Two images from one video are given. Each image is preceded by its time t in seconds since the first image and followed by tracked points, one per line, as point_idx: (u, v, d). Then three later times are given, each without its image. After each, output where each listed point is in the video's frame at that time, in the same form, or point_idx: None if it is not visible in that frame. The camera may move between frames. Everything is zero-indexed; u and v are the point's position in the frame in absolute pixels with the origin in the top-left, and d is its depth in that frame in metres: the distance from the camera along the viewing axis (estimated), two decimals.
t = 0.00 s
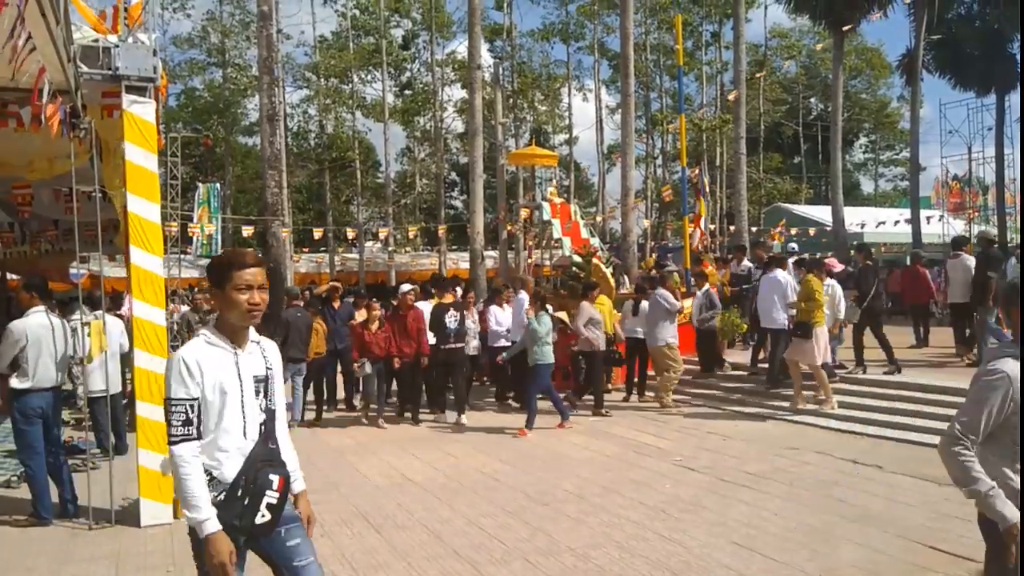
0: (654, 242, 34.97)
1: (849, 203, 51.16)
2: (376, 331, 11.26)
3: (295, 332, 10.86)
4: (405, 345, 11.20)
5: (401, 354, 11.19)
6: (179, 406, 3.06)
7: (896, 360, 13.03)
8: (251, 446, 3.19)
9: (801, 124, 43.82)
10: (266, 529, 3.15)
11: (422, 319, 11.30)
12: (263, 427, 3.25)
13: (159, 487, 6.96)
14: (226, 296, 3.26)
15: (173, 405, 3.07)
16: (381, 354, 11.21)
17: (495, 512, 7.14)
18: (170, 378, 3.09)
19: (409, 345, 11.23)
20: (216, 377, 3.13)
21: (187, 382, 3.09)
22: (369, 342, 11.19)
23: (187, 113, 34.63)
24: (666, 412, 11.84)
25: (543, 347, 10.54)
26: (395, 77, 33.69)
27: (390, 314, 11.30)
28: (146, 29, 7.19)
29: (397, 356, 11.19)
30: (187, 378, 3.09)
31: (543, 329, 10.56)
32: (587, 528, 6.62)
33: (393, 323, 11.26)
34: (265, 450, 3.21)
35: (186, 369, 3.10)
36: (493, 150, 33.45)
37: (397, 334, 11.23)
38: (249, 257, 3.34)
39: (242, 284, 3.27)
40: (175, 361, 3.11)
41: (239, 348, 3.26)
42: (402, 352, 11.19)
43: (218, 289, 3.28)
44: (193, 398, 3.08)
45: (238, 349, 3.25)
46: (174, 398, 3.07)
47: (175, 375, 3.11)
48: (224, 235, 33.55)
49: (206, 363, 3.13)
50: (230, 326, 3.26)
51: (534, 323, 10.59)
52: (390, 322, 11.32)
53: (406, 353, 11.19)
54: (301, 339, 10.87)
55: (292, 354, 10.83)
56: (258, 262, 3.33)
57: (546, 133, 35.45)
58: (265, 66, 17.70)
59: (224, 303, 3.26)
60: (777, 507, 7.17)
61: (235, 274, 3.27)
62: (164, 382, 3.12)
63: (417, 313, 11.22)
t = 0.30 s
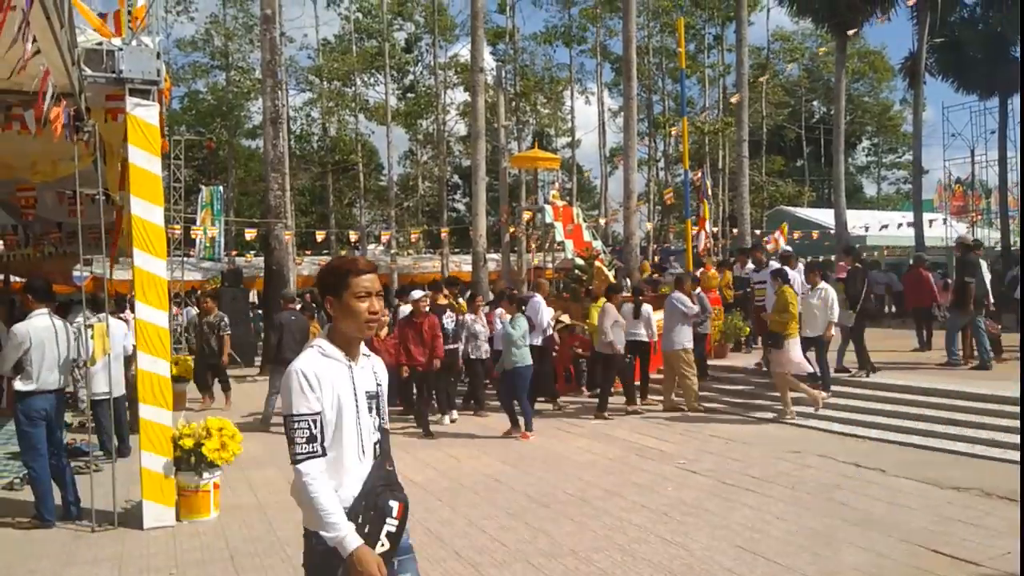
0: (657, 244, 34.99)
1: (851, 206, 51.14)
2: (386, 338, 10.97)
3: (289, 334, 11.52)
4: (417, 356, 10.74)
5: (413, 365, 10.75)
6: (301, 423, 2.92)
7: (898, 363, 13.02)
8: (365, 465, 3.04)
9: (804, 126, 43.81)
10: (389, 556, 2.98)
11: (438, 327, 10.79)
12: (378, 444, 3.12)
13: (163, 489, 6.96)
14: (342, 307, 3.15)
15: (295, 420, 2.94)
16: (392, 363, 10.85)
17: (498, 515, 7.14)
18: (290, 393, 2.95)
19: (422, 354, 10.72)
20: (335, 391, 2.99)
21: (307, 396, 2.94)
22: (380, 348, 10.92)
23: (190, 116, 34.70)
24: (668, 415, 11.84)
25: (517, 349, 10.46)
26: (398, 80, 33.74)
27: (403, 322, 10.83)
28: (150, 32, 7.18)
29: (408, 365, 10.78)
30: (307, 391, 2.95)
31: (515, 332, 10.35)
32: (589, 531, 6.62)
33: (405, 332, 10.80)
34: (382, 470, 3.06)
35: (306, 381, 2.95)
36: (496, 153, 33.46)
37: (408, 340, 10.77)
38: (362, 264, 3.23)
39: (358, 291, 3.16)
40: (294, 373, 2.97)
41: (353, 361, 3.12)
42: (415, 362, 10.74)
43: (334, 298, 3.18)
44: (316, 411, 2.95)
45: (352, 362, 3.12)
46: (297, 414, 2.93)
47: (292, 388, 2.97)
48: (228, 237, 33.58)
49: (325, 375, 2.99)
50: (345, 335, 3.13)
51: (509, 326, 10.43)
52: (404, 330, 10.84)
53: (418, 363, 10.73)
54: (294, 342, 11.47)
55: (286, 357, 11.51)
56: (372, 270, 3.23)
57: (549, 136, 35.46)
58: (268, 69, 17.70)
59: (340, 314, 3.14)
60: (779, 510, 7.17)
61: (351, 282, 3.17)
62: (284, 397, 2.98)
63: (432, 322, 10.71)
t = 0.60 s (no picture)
0: (657, 248, 35.28)
1: (850, 209, 51.39)
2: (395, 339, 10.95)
3: (283, 338, 11.76)
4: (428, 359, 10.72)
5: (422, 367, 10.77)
6: (405, 427, 2.82)
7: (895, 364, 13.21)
8: (481, 469, 2.95)
9: (803, 130, 44.09)
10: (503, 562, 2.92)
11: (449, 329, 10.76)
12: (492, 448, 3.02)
13: (171, 492, 7.18)
14: (466, 303, 3.04)
15: (401, 423, 2.84)
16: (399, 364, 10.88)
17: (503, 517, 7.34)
18: (403, 394, 2.85)
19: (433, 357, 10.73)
20: (448, 394, 2.89)
21: (418, 399, 2.84)
22: (390, 351, 10.84)
23: (194, 123, 35.02)
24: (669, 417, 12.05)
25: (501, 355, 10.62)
26: (400, 87, 34.05)
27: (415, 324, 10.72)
28: (155, 41, 7.41)
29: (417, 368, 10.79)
30: (420, 394, 2.85)
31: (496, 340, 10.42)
32: (592, 532, 6.83)
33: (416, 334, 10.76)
34: (496, 475, 2.98)
35: (420, 384, 2.85)
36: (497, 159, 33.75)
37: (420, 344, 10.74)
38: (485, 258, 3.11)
39: (482, 288, 3.05)
40: (408, 373, 2.86)
41: (469, 362, 3.01)
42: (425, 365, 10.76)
43: (456, 293, 3.06)
44: (424, 416, 2.85)
45: (468, 362, 3.01)
46: (407, 417, 2.83)
47: (403, 390, 2.86)
48: (233, 243, 33.83)
49: (439, 377, 2.89)
50: (462, 333, 3.03)
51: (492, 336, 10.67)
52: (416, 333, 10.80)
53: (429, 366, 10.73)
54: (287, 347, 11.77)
55: (280, 361, 11.78)
56: (494, 265, 3.11)
57: (550, 142, 35.73)
58: (273, 77, 17.90)
59: (461, 310, 3.04)
60: (779, 511, 7.36)
61: (475, 277, 3.05)
62: (394, 396, 2.88)
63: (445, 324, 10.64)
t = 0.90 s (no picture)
0: (658, 249, 35.15)
1: (851, 210, 51.27)
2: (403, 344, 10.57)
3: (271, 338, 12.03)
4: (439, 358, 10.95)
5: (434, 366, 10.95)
6: (534, 438, 2.55)
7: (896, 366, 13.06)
8: (613, 483, 2.68)
9: (804, 130, 43.95)
10: None
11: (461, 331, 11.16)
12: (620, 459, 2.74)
13: (168, 494, 7.06)
14: (584, 300, 2.81)
15: (530, 434, 2.57)
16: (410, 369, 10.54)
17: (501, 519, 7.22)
18: (532, 401, 2.57)
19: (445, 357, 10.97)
20: (577, 401, 2.61)
21: (548, 408, 2.57)
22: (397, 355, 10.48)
23: (193, 123, 34.91)
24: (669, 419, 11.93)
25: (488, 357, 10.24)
26: (400, 87, 33.99)
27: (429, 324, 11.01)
28: (155, 40, 7.26)
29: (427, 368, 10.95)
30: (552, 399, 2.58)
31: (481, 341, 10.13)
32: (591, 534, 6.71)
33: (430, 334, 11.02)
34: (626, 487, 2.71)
35: (552, 387, 2.58)
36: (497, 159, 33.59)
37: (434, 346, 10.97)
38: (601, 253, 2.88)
39: (602, 284, 2.83)
40: (537, 377, 2.59)
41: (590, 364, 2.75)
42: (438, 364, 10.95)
43: (574, 290, 2.84)
44: (554, 426, 2.57)
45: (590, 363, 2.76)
46: (539, 425, 2.56)
47: (530, 399, 2.59)
48: (232, 242, 33.70)
49: (568, 382, 2.61)
50: (579, 332, 2.81)
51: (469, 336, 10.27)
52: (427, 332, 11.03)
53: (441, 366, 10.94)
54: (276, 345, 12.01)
55: (273, 359, 12.09)
56: (611, 260, 2.89)
57: (550, 142, 35.59)
58: (272, 76, 17.77)
59: (580, 307, 2.81)
60: (781, 513, 7.25)
61: (594, 272, 2.82)
62: (518, 405, 2.61)
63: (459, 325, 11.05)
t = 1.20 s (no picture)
0: (658, 247, 35.16)
1: (852, 208, 51.25)
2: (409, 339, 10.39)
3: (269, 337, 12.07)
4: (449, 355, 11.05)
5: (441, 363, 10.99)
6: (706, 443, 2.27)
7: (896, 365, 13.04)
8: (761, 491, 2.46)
9: (804, 129, 43.95)
10: None
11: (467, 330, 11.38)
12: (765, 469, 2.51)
13: (169, 492, 7.07)
14: (735, 297, 2.52)
15: (698, 439, 2.28)
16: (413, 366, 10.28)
17: (502, 517, 7.23)
18: (683, 408, 2.31)
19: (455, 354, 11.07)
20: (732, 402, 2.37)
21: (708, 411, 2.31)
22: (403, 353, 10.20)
23: (194, 121, 34.95)
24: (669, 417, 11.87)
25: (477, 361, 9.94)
26: (400, 85, 34.03)
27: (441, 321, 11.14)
28: (155, 38, 7.25)
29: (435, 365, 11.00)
30: (706, 400, 2.31)
31: (471, 345, 9.89)
32: (593, 533, 6.72)
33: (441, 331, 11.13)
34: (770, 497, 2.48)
35: (702, 390, 2.32)
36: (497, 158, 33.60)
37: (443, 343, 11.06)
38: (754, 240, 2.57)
39: (757, 279, 2.52)
40: (684, 381, 2.33)
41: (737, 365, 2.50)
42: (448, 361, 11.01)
43: (724, 286, 2.55)
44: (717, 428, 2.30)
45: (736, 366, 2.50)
46: (701, 433, 2.28)
47: (687, 401, 2.31)
48: (233, 241, 33.72)
49: (718, 379, 2.36)
50: (727, 332, 2.55)
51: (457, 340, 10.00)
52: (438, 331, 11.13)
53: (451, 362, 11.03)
54: (274, 345, 12.02)
55: (271, 358, 12.09)
56: (767, 250, 2.58)
57: (550, 141, 35.59)
58: (272, 75, 17.77)
59: (731, 304, 2.53)
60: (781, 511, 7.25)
61: (751, 265, 2.51)
62: (673, 410, 2.33)
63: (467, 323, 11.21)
